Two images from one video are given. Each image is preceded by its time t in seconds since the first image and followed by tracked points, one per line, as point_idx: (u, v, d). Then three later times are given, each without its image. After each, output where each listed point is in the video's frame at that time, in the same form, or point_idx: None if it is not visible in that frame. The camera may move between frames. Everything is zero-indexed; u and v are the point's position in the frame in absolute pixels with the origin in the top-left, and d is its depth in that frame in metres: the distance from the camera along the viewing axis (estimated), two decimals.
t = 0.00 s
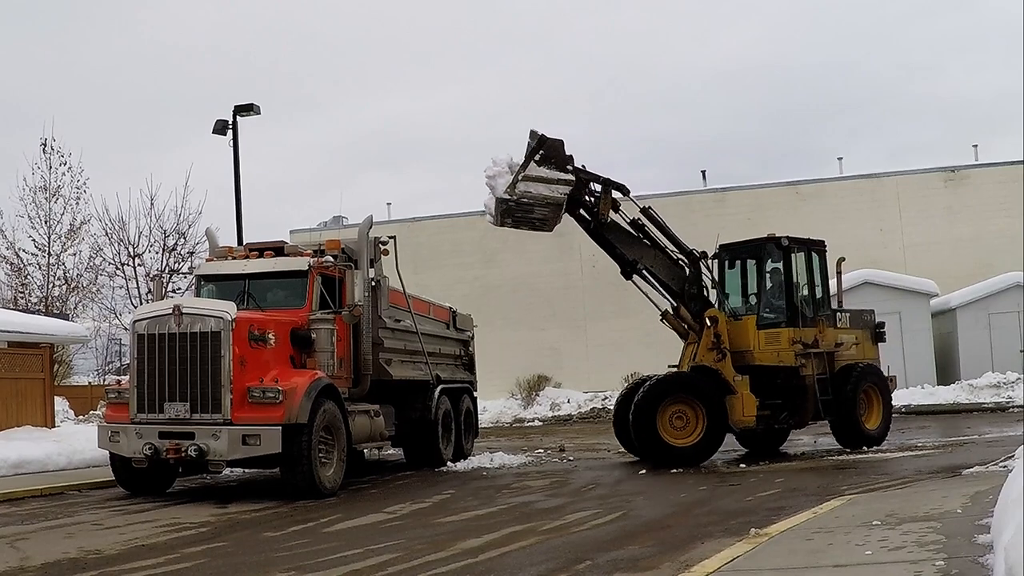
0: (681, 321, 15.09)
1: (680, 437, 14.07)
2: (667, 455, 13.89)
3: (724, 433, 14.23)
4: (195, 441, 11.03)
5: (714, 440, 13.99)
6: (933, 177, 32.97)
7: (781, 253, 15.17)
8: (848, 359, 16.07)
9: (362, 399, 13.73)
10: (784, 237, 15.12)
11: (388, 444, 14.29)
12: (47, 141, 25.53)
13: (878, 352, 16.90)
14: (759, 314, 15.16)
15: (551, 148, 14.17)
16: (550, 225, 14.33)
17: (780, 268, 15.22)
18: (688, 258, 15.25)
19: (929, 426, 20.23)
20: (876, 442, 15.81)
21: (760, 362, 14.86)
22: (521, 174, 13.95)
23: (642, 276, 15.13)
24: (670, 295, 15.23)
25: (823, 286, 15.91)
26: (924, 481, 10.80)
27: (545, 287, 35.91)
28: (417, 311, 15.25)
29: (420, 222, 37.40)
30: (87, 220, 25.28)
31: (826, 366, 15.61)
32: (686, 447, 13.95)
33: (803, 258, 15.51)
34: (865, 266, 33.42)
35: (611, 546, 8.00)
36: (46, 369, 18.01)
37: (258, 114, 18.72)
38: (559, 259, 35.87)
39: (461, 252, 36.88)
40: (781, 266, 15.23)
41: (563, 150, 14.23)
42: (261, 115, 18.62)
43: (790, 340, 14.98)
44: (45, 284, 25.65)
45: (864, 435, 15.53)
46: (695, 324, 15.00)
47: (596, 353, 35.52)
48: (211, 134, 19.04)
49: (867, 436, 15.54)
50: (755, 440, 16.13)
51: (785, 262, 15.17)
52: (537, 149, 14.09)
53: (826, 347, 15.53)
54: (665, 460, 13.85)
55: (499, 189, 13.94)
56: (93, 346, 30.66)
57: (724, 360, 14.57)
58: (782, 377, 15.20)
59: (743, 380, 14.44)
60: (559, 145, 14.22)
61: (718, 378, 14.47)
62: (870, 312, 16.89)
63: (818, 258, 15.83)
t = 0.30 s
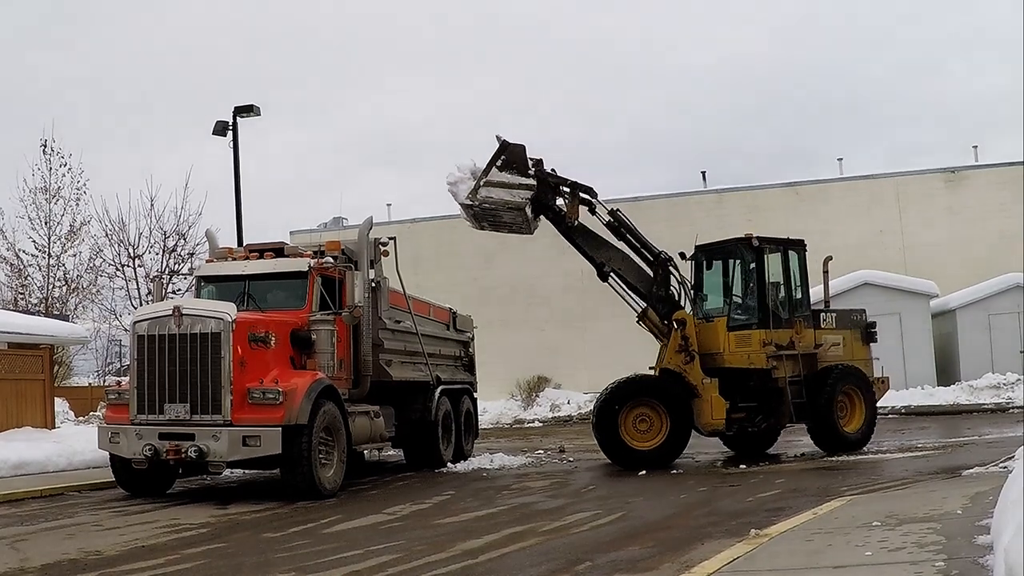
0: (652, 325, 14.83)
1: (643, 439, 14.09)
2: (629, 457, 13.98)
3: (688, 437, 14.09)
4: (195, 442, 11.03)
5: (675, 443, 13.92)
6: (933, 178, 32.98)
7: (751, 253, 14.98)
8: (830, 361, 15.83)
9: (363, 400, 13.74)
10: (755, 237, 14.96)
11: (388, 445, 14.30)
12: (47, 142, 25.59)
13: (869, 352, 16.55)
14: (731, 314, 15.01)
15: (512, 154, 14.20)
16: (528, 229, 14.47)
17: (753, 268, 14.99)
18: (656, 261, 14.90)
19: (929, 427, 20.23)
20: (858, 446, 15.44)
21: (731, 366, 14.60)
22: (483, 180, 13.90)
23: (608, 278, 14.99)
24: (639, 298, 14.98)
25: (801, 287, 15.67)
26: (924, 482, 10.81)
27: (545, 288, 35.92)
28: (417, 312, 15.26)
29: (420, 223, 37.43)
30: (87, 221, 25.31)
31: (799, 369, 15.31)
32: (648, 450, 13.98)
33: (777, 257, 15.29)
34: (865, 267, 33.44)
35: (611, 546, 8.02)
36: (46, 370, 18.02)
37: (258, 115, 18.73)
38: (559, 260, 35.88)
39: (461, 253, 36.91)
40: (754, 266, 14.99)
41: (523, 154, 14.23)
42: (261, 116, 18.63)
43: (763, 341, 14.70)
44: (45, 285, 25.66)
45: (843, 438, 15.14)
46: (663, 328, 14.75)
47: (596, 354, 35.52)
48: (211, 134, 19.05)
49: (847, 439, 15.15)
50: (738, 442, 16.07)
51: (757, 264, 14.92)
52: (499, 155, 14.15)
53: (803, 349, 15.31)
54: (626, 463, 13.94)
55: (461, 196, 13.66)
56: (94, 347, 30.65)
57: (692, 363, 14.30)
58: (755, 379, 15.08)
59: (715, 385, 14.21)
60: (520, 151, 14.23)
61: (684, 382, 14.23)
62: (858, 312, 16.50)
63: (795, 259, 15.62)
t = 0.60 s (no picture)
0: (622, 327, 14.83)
1: (608, 441, 14.03)
2: (592, 459, 13.94)
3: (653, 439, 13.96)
4: (195, 442, 11.03)
5: (638, 446, 13.82)
6: (933, 177, 32.96)
7: (719, 254, 14.75)
8: (812, 362, 15.41)
9: (363, 400, 13.74)
10: (722, 237, 14.71)
11: (388, 445, 14.29)
12: (47, 142, 25.61)
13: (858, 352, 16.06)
14: (700, 315, 14.73)
15: (474, 161, 13.98)
16: (507, 231, 14.36)
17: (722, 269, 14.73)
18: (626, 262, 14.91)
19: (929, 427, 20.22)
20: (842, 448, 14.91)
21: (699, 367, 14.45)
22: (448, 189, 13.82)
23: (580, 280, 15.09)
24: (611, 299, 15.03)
25: (779, 287, 15.25)
26: (924, 482, 10.79)
27: (545, 287, 35.93)
28: (417, 311, 15.25)
29: (420, 223, 37.44)
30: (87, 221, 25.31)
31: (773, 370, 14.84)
32: (611, 453, 13.92)
33: (749, 257, 14.98)
34: (865, 267, 33.43)
35: (611, 546, 8.01)
36: (47, 370, 18.01)
37: (258, 115, 18.74)
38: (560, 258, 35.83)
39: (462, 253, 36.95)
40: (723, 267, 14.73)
41: (485, 159, 13.98)
42: (260, 115, 18.63)
43: (732, 342, 14.45)
44: (45, 285, 25.64)
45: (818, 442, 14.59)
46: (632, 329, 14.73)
47: (596, 353, 35.51)
48: (211, 134, 19.06)
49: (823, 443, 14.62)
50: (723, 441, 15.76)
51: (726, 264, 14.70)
52: (461, 164, 13.99)
53: (779, 350, 14.88)
54: (589, 464, 13.90)
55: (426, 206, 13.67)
56: (94, 347, 30.66)
57: (660, 364, 14.20)
58: (727, 382, 14.82)
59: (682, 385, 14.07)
60: (482, 157, 13.99)
61: (650, 383, 14.16)
62: (844, 310, 15.98)
63: (772, 259, 15.26)
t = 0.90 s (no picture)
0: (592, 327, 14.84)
1: (575, 441, 14.12)
2: (559, 459, 14.04)
3: (619, 440, 14.01)
4: (195, 442, 11.03)
5: (603, 446, 13.88)
6: (933, 177, 32.88)
7: (688, 254, 14.67)
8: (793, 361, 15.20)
9: (362, 400, 13.74)
10: (691, 238, 14.63)
11: (388, 444, 14.29)
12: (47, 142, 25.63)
13: (846, 352, 15.78)
14: (669, 315, 14.63)
15: (440, 171, 13.82)
16: (490, 237, 14.28)
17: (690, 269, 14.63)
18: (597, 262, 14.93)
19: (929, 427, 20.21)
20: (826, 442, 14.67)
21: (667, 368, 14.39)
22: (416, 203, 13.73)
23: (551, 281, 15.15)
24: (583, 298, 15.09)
25: (754, 287, 15.11)
26: (924, 482, 10.79)
27: (545, 287, 35.93)
28: (418, 311, 15.24)
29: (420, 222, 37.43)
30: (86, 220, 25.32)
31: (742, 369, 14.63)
32: (577, 453, 14.01)
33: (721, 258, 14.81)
34: (866, 267, 33.41)
35: (611, 546, 8.01)
36: (47, 370, 18.01)
37: (258, 115, 18.73)
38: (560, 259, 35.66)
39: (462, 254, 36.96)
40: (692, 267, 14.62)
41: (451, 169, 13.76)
42: (260, 115, 18.62)
43: (699, 342, 14.34)
44: (45, 284, 25.65)
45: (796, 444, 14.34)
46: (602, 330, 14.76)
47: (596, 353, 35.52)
48: (211, 134, 19.05)
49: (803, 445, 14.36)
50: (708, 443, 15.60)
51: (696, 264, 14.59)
52: (428, 174, 13.90)
53: (752, 350, 14.69)
54: (555, 464, 13.99)
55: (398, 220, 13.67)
56: (94, 347, 30.68)
57: (629, 366, 14.23)
58: (697, 382, 14.75)
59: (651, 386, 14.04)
60: (447, 166, 13.78)
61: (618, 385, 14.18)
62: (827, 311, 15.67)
63: (747, 259, 15.11)
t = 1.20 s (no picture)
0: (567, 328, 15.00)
1: (547, 441, 14.13)
2: (531, 459, 14.07)
3: (590, 441, 13.90)
4: (195, 442, 11.03)
5: (572, 447, 13.83)
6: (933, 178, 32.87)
7: (657, 257, 14.54)
8: (774, 363, 14.92)
9: (362, 400, 13.74)
10: (660, 239, 14.50)
11: (388, 445, 14.30)
12: (47, 142, 25.68)
13: (833, 352, 15.36)
14: (638, 316, 14.55)
15: (412, 181, 13.86)
16: (472, 242, 14.51)
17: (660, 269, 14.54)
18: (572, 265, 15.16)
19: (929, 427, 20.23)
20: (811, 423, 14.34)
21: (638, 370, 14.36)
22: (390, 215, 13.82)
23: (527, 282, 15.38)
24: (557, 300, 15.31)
25: (730, 289, 14.83)
26: (924, 482, 10.81)
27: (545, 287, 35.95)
28: (418, 311, 15.24)
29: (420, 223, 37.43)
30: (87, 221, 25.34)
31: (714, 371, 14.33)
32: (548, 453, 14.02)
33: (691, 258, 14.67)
34: (866, 267, 33.43)
35: (612, 546, 8.02)
36: (47, 370, 18.01)
37: (258, 115, 18.73)
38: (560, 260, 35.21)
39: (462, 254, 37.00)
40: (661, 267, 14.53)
41: (422, 178, 13.77)
42: (260, 115, 18.62)
43: (669, 343, 14.24)
44: (45, 285, 25.65)
45: (779, 446, 14.06)
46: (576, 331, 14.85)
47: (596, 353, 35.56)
48: (211, 134, 19.06)
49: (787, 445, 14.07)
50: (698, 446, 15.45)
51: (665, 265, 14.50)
52: (399, 186, 13.88)
53: (725, 351, 14.41)
54: (527, 464, 14.02)
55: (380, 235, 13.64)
56: (94, 347, 30.70)
57: (602, 367, 14.28)
58: (670, 383, 14.57)
59: (622, 387, 14.05)
60: (418, 175, 13.79)
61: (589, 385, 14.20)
62: (809, 311, 15.33)
63: (723, 261, 14.88)
